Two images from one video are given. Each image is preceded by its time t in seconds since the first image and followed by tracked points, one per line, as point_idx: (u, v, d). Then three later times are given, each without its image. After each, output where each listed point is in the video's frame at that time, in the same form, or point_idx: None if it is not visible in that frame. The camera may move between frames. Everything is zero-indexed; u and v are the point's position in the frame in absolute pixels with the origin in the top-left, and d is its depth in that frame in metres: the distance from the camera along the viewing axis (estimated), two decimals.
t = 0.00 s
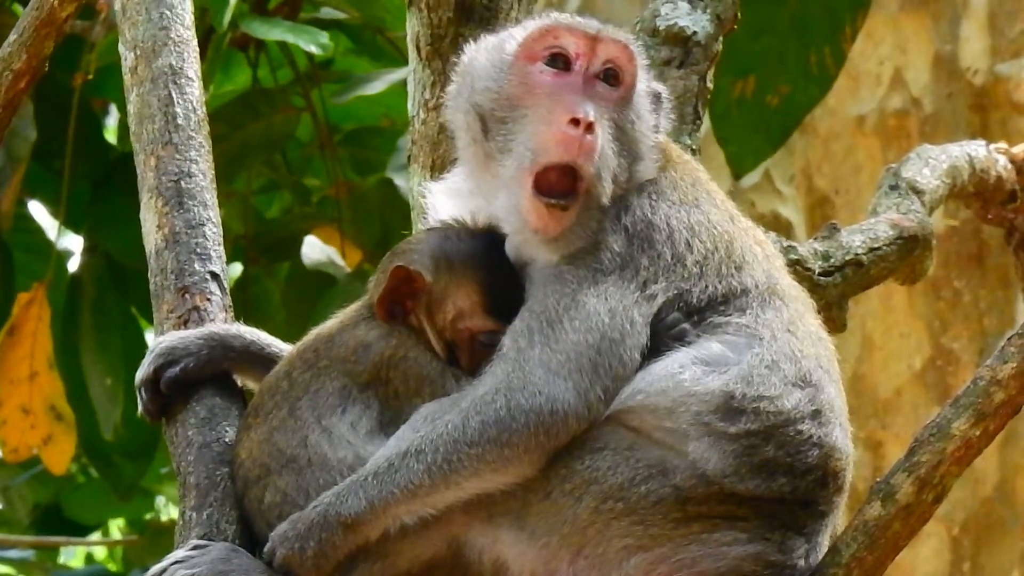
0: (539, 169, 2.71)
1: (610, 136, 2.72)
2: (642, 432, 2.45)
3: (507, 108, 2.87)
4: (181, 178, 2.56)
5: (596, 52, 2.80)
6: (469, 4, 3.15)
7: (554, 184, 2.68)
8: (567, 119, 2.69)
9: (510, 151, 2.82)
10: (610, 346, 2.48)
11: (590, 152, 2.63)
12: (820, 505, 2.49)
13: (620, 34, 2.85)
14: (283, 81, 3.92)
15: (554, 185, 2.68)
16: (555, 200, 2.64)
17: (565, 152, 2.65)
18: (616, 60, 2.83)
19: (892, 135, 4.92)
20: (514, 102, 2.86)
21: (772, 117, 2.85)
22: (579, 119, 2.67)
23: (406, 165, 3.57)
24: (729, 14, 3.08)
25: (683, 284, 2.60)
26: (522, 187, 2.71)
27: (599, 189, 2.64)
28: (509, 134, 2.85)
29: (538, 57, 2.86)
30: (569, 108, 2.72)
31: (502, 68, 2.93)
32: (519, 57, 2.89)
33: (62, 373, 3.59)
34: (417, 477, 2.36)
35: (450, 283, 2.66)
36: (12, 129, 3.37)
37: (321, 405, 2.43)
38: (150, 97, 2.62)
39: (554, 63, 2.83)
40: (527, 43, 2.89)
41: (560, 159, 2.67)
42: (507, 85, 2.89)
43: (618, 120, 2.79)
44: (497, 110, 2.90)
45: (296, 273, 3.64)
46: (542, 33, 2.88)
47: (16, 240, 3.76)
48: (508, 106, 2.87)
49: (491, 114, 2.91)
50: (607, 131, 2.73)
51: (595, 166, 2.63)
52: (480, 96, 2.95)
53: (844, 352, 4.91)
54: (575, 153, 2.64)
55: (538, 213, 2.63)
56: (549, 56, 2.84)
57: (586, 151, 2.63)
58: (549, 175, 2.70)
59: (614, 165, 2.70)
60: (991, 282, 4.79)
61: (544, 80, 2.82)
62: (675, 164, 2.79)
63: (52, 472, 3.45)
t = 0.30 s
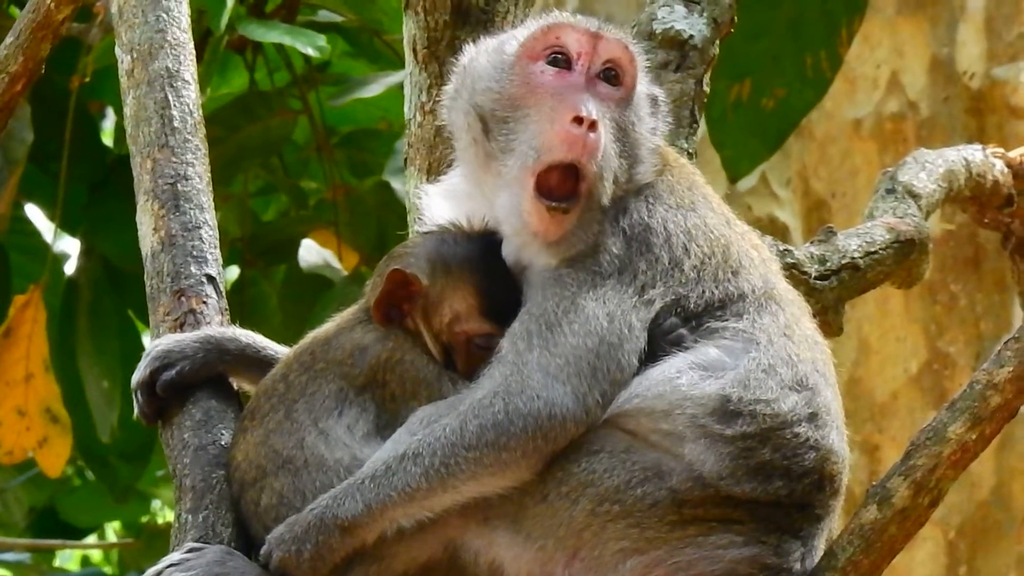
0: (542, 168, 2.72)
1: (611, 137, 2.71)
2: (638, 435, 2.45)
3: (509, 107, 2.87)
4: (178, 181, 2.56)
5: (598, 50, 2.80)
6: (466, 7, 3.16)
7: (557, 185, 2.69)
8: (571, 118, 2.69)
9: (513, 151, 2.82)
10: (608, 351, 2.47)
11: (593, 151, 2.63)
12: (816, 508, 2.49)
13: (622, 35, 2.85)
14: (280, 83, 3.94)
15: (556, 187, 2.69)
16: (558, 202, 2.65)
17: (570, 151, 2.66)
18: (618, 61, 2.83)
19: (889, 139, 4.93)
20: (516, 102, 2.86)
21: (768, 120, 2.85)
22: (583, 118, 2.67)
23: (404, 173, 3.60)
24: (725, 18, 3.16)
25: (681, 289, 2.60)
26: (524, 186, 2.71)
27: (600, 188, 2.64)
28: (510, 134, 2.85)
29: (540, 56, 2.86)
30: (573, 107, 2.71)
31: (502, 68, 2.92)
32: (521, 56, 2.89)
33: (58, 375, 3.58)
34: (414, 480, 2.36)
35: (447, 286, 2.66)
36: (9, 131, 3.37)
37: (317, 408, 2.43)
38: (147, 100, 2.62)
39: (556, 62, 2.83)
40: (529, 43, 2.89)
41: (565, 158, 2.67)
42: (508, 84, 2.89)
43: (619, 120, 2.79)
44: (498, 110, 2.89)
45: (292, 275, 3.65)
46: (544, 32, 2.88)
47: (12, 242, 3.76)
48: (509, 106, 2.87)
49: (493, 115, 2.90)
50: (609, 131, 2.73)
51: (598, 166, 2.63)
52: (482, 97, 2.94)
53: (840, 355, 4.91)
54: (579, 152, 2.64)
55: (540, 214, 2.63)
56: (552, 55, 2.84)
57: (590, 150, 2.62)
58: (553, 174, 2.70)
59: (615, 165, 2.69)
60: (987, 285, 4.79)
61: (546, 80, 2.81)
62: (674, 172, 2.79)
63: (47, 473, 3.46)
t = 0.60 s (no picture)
0: (544, 161, 2.72)
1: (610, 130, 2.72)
2: (635, 434, 2.45)
3: (507, 102, 2.86)
4: (175, 181, 2.56)
5: (596, 45, 2.80)
6: (463, 7, 3.17)
7: (557, 179, 2.70)
8: (571, 109, 2.69)
9: (512, 145, 2.81)
10: (606, 349, 2.47)
11: (594, 143, 2.62)
12: (813, 506, 2.49)
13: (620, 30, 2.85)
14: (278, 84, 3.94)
15: (556, 180, 2.69)
16: (559, 196, 2.65)
17: (570, 144, 2.65)
18: (616, 56, 2.83)
19: (887, 138, 4.93)
20: (515, 97, 2.85)
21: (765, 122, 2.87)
22: (582, 110, 2.67)
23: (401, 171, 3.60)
24: (722, 18, 3.18)
25: (678, 287, 2.60)
26: (525, 180, 2.71)
27: (600, 182, 2.65)
28: (509, 128, 2.83)
29: (538, 51, 2.86)
30: (572, 100, 2.71)
31: (500, 62, 2.92)
32: (519, 52, 2.89)
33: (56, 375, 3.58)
34: (413, 479, 2.36)
35: (446, 285, 2.66)
36: (6, 131, 3.37)
37: (315, 407, 2.43)
38: (144, 99, 2.62)
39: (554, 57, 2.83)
40: (527, 37, 2.89)
41: (565, 150, 2.67)
42: (506, 78, 2.88)
43: (617, 115, 2.79)
44: (497, 105, 2.88)
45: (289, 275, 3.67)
46: (542, 27, 2.88)
47: (11, 242, 3.77)
48: (507, 100, 2.86)
49: (491, 110, 2.89)
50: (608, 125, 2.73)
51: (597, 160, 2.63)
52: (480, 92, 2.93)
53: (838, 355, 4.91)
54: (579, 144, 2.63)
55: (540, 208, 2.63)
56: (550, 50, 2.84)
57: (590, 143, 2.62)
58: (554, 167, 2.71)
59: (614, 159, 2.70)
60: (985, 285, 4.80)
61: (545, 74, 2.81)
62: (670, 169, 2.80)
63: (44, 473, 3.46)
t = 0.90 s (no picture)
0: (548, 154, 2.73)
1: (615, 126, 2.74)
2: (632, 434, 2.45)
3: (510, 97, 2.87)
4: (172, 180, 2.56)
5: (599, 43, 2.84)
6: (460, 6, 3.16)
7: (563, 169, 2.73)
8: (576, 104, 2.72)
9: (515, 140, 2.81)
10: (604, 349, 2.48)
11: (600, 138, 2.65)
12: (810, 507, 2.49)
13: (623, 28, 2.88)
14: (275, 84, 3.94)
15: (564, 171, 2.72)
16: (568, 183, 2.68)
17: (577, 137, 2.68)
18: (618, 55, 2.86)
19: (884, 139, 4.92)
20: (519, 92, 2.86)
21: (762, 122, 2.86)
22: (588, 105, 2.70)
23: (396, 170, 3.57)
24: (720, 18, 3.16)
25: (675, 288, 2.60)
26: (531, 172, 2.73)
27: (607, 176, 2.66)
28: (514, 123, 2.84)
29: (541, 48, 2.89)
30: (578, 95, 2.74)
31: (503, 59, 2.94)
32: (521, 48, 2.91)
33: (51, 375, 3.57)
34: (410, 478, 2.36)
35: (442, 285, 2.65)
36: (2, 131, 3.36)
37: (312, 407, 2.43)
38: (142, 99, 2.62)
39: (558, 54, 2.86)
40: (531, 35, 2.92)
41: (571, 143, 2.70)
42: (509, 75, 2.90)
43: (619, 113, 2.81)
44: (500, 101, 2.89)
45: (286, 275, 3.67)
46: (546, 24, 2.91)
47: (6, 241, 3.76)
48: (510, 96, 2.87)
49: (494, 105, 2.90)
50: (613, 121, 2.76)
51: (603, 153, 2.66)
52: (483, 88, 2.93)
53: (834, 355, 4.92)
54: (586, 138, 2.66)
55: (552, 197, 2.65)
56: (554, 46, 2.87)
57: (596, 136, 2.65)
58: (560, 159, 2.73)
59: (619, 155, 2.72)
60: (981, 287, 4.81)
61: (549, 70, 2.84)
62: (669, 170, 2.81)
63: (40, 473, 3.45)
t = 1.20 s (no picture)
0: (548, 159, 2.69)
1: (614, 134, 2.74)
2: (622, 443, 2.45)
3: (508, 104, 2.86)
4: (162, 188, 2.56)
5: (599, 52, 2.85)
6: (450, 15, 3.16)
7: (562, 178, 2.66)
8: (579, 111, 2.69)
9: (513, 146, 2.78)
10: (595, 356, 2.47)
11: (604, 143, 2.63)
12: (798, 516, 2.49)
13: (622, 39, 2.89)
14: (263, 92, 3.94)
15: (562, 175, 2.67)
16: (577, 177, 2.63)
17: (580, 143, 2.64)
18: (616, 65, 2.87)
19: (874, 149, 4.93)
20: (518, 99, 2.85)
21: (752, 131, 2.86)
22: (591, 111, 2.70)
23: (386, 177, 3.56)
24: (710, 27, 3.16)
25: (665, 296, 2.60)
26: (533, 177, 2.69)
27: (614, 180, 2.63)
28: (513, 129, 2.81)
29: (541, 56, 2.90)
30: (580, 101, 2.73)
31: (502, 67, 2.94)
32: (521, 55, 2.92)
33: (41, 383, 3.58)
34: (399, 486, 2.35)
35: (431, 293, 2.63)
36: None
37: (301, 416, 2.42)
38: (132, 107, 2.62)
39: (557, 62, 2.87)
40: (530, 44, 2.92)
41: (574, 150, 2.66)
42: (507, 82, 2.90)
43: (618, 121, 2.82)
44: (499, 107, 2.88)
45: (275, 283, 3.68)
46: (545, 33, 2.92)
47: None
48: (509, 103, 2.86)
49: (493, 112, 2.89)
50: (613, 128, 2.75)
51: (608, 159, 2.64)
52: (482, 95, 2.93)
53: (824, 365, 4.92)
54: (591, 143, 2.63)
55: (561, 192, 2.61)
56: (553, 55, 2.88)
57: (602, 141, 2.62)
58: (559, 164, 2.69)
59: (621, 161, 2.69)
60: (971, 296, 4.81)
61: (548, 78, 2.84)
62: (661, 179, 2.81)
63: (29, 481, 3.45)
